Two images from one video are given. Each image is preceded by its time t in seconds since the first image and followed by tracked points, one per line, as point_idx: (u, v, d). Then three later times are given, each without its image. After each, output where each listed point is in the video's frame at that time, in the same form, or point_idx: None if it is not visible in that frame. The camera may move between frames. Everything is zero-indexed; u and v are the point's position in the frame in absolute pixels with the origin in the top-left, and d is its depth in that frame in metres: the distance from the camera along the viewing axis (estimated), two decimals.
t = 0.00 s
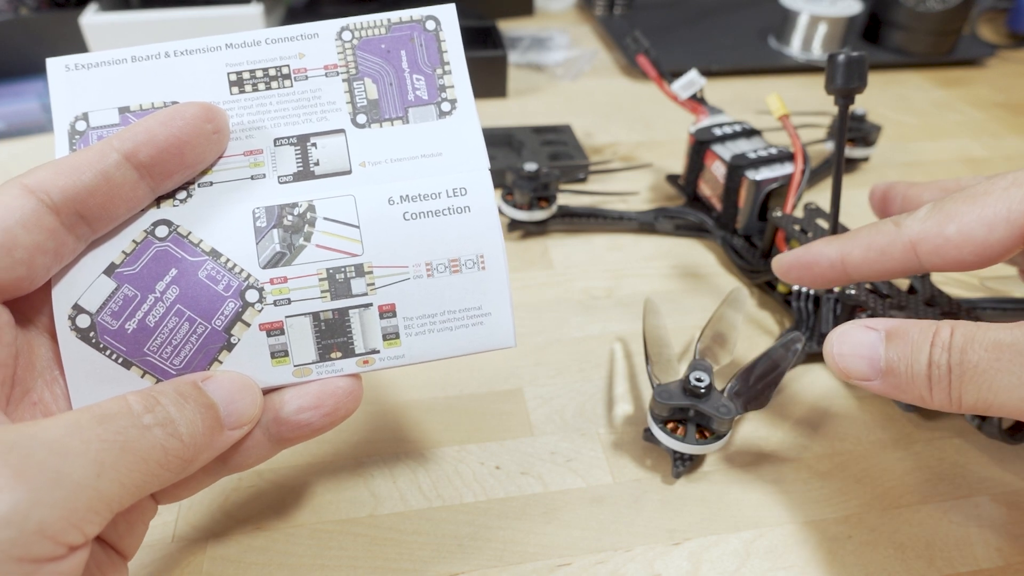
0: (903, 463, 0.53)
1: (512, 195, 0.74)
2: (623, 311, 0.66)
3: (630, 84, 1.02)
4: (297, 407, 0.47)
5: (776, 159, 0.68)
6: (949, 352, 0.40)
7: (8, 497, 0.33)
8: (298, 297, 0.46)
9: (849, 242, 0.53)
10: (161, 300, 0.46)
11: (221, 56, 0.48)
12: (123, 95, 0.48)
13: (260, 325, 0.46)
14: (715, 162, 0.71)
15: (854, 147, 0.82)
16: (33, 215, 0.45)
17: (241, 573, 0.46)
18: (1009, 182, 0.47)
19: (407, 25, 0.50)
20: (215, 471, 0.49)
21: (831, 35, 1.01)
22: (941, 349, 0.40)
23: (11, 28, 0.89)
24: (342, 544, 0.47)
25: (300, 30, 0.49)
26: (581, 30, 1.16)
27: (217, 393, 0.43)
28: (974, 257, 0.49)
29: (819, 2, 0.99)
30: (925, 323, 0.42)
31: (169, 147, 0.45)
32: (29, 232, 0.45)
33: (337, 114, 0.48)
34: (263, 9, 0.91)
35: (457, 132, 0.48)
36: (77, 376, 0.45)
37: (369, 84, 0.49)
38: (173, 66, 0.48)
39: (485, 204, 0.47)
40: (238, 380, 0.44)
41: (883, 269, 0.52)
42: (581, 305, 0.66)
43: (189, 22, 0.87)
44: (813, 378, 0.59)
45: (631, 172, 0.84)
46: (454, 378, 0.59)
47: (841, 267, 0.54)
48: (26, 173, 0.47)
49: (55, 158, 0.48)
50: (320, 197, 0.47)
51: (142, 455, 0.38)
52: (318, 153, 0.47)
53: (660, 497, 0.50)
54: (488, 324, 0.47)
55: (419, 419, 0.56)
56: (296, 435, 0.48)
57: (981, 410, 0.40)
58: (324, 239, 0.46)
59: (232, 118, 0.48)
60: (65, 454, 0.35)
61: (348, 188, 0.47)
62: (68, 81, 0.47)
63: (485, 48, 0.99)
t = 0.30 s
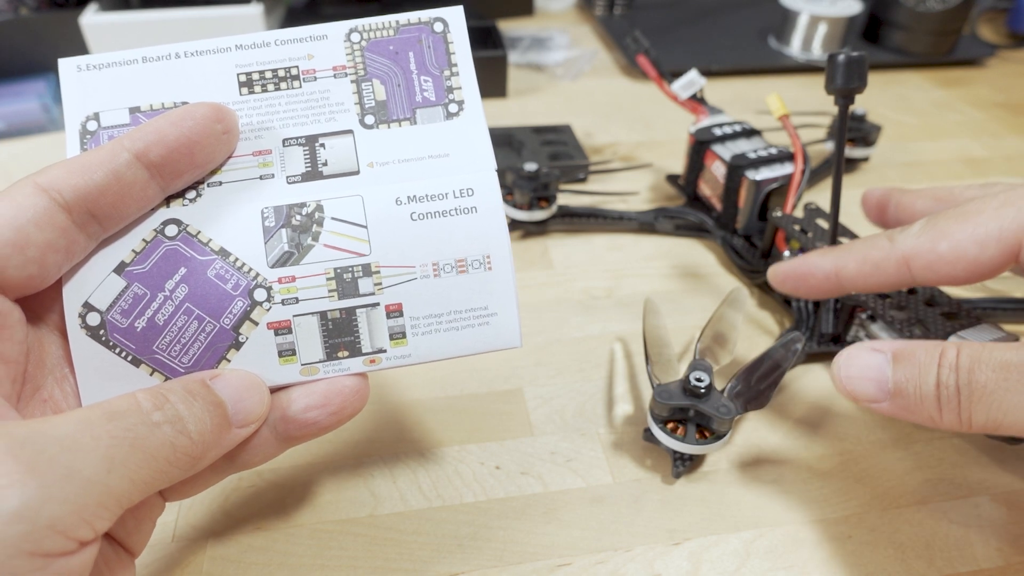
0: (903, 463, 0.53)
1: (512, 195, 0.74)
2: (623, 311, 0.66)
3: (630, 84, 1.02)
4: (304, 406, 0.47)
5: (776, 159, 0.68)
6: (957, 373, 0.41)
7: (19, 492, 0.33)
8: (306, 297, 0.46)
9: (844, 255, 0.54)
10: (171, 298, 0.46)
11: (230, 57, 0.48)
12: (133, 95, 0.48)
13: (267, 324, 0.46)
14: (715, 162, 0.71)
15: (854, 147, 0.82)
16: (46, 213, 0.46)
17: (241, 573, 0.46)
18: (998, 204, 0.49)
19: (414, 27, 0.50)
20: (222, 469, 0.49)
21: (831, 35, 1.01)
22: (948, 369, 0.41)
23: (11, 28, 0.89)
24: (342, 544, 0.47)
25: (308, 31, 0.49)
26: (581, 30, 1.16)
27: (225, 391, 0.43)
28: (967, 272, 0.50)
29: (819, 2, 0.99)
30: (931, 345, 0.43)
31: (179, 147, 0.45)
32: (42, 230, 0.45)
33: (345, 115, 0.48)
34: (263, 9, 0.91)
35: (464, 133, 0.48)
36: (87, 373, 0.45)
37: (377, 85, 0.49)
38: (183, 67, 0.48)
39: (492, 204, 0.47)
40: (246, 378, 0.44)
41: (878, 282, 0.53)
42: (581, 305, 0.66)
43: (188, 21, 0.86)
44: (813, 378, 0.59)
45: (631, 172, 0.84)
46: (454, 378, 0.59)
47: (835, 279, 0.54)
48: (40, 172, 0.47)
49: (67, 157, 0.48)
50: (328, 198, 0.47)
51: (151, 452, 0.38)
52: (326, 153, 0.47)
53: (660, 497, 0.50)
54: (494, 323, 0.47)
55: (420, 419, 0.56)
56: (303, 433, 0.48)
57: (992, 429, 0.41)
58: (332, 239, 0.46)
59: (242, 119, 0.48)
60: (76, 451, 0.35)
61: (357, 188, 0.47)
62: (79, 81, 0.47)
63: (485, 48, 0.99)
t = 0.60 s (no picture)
0: (903, 463, 0.53)
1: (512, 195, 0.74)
2: (623, 311, 0.66)
3: (630, 84, 1.02)
4: (304, 405, 0.47)
5: (775, 158, 0.68)
6: None
7: (18, 492, 0.33)
8: (306, 296, 0.46)
9: (883, 241, 0.43)
10: (170, 298, 0.46)
11: (230, 55, 0.48)
12: (134, 94, 0.48)
13: (267, 323, 0.46)
14: (714, 161, 0.71)
15: (854, 147, 0.82)
16: (45, 213, 0.46)
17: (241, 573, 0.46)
18: None
19: (415, 26, 0.50)
20: (222, 468, 0.49)
21: (831, 35, 1.01)
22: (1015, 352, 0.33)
23: (11, 28, 0.89)
24: (341, 544, 0.47)
25: (309, 30, 0.49)
26: (581, 30, 1.16)
27: (224, 391, 0.43)
28: None
29: (819, 2, 0.99)
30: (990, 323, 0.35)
31: (179, 147, 0.45)
32: (42, 230, 0.46)
33: (345, 114, 0.48)
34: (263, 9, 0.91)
35: (465, 133, 0.48)
36: (87, 372, 0.45)
37: (377, 84, 0.49)
38: (183, 66, 0.48)
39: (492, 203, 0.47)
40: (245, 379, 0.44)
41: (924, 273, 0.42)
42: (581, 305, 0.66)
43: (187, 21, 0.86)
44: (813, 378, 0.59)
45: (631, 172, 0.84)
46: (454, 378, 0.59)
47: (873, 267, 0.44)
48: (39, 172, 0.47)
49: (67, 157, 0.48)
50: (328, 197, 0.47)
51: (150, 452, 0.38)
52: (326, 152, 0.47)
53: (660, 497, 0.50)
54: (495, 323, 0.47)
55: (420, 419, 0.56)
56: (302, 433, 0.48)
57: None
58: (333, 239, 0.46)
59: (242, 117, 0.48)
60: (76, 450, 0.35)
61: (357, 187, 0.47)
62: (79, 81, 0.47)
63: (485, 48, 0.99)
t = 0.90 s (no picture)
0: (903, 463, 0.53)
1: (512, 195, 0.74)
2: (623, 311, 0.66)
3: (630, 84, 1.02)
4: (304, 406, 0.47)
5: (775, 158, 0.68)
6: None
7: (18, 492, 0.33)
8: (306, 297, 0.46)
9: None
10: (171, 298, 0.46)
11: (231, 55, 0.48)
12: (134, 94, 0.48)
13: (267, 324, 0.46)
14: (714, 162, 0.71)
15: (854, 147, 0.82)
16: (46, 214, 0.46)
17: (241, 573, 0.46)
18: None
19: (416, 26, 0.50)
20: (222, 468, 0.49)
21: (831, 35, 1.01)
22: None
23: (10, 28, 0.89)
24: (341, 544, 0.47)
25: (310, 30, 0.49)
26: (581, 30, 1.16)
27: (225, 391, 0.43)
28: None
29: (819, 2, 0.99)
30: None
31: (179, 147, 0.45)
32: (42, 230, 0.46)
33: (346, 114, 0.48)
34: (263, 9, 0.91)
35: (466, 134, 0.48)
36: (87, 372, 0.45)
37: (378, 84, 0.49)
38: (184, 66, 0.48)
39: (493, 204, 0.47)
40: (247, 379, 0.44)
41: None
42: (581, 305, 0.66)
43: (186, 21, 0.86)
44: (813, 378, 0.59)
45: (630, 172, 0.85)
46: (454, 378, 0.59)
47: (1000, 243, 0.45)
48: (40, 172, 0.47)
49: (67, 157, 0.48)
50: (329, 198, 0.46)
51: (150, 452, 0.38)
52: (327, 152, 0.47)
53: (660, 497, 0.50)
54: (495, 324, 0.47)
55: (420, 419, 0.56)
56: (303, 433, 0.48)
57: None
58: (333, 239, 0.46)
59: (242, 118, 0.48)
60: (75, 451, 0.35)
61: (358, 187, 0.47)
62: (79, 80, 0.47)
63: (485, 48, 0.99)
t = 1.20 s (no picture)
0: (903, 463, 0.53)
1: (512, 195, 0.74)
2: (623, 311, 0.66)
3: (630, 84, 1.02)
4: (303, 405, 0.47)
5: (776, 158, 0.68)
6: None
7: (19, 491, 0.33)
8: (306, 296, 0.46)
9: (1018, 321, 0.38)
10: (170, 297, 0.46)
11: (231, 54, 0.48)
12: (133, 93, 0.48)
13: (267, 323, 0.46)
14: (715, 162, 0.71)
15: (854, 147, 0.82)
16: (45, 213, 0.46)
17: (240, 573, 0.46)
18: None
19: (415, 25, 0.50)
20: (221, 468, 0.49)
21: (831, 35, 1.01)
22: None
23: (10, 27, 0.89)
24: (342, 544, 0.47)
25: (309, 29, 0.49)
26: (581, 30, 1.16)
27: (225, 390, 0.43)
28: None
29: (819, 2, 0.99)
30: None
31: (178, 146, 0.45)
32: (41, 229, 0.46)
33: (346, 114, 0.48)
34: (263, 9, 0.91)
35: (465, 133, 0.48)
36: (86, 371, 0.45)
37: (377, 84, 0.49)
38: (183, 65, 0.48)
39: (492, 203, 0.47)
40: (246, 378, 0.44)
41: None
42: (581, 305, 0.66)
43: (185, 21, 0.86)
44: (813, 378, 0.59)
45: (630, 172, 0.85)
46: (454, 378, 0.59)
47: (947, 302, 0.44)
48: (39, 171, 0.47)
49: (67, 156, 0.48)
50: (328, 197, 0.47)
51: (150, 452, 0.38)
52: (326, 152, 0.47)
53: (660, 497, 0.50)
54: (495, 323, 0.47)
55: (419, 419, 0.56)
56: (302, 433, 0.48)
57: None
58: (332, 239, 0.46)
59: (242, 117, 0.48)
60: (75, 450, 0.35)
61: (357, 187, 0.47)
62: (78, 78, 0.47)
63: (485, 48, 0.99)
